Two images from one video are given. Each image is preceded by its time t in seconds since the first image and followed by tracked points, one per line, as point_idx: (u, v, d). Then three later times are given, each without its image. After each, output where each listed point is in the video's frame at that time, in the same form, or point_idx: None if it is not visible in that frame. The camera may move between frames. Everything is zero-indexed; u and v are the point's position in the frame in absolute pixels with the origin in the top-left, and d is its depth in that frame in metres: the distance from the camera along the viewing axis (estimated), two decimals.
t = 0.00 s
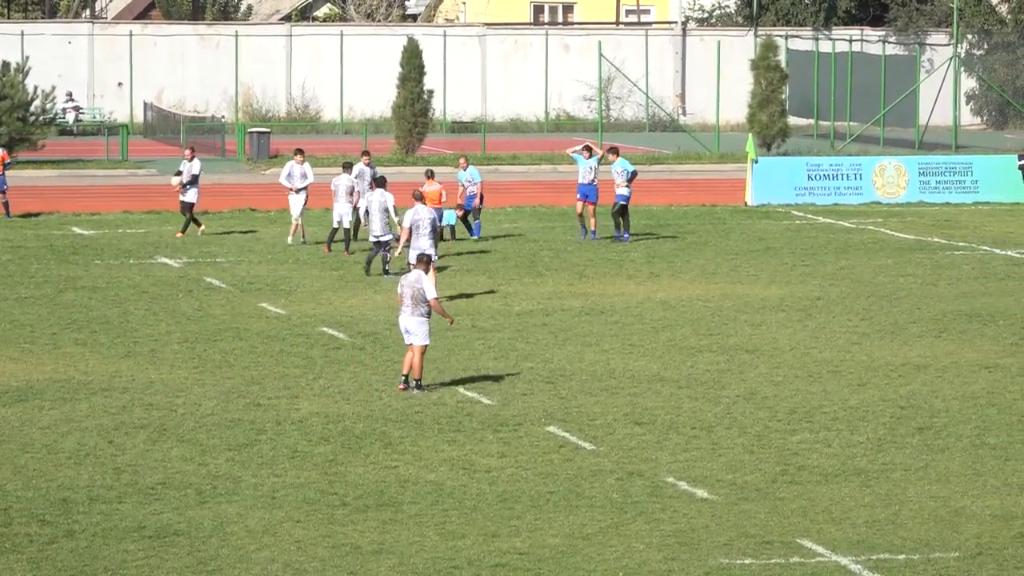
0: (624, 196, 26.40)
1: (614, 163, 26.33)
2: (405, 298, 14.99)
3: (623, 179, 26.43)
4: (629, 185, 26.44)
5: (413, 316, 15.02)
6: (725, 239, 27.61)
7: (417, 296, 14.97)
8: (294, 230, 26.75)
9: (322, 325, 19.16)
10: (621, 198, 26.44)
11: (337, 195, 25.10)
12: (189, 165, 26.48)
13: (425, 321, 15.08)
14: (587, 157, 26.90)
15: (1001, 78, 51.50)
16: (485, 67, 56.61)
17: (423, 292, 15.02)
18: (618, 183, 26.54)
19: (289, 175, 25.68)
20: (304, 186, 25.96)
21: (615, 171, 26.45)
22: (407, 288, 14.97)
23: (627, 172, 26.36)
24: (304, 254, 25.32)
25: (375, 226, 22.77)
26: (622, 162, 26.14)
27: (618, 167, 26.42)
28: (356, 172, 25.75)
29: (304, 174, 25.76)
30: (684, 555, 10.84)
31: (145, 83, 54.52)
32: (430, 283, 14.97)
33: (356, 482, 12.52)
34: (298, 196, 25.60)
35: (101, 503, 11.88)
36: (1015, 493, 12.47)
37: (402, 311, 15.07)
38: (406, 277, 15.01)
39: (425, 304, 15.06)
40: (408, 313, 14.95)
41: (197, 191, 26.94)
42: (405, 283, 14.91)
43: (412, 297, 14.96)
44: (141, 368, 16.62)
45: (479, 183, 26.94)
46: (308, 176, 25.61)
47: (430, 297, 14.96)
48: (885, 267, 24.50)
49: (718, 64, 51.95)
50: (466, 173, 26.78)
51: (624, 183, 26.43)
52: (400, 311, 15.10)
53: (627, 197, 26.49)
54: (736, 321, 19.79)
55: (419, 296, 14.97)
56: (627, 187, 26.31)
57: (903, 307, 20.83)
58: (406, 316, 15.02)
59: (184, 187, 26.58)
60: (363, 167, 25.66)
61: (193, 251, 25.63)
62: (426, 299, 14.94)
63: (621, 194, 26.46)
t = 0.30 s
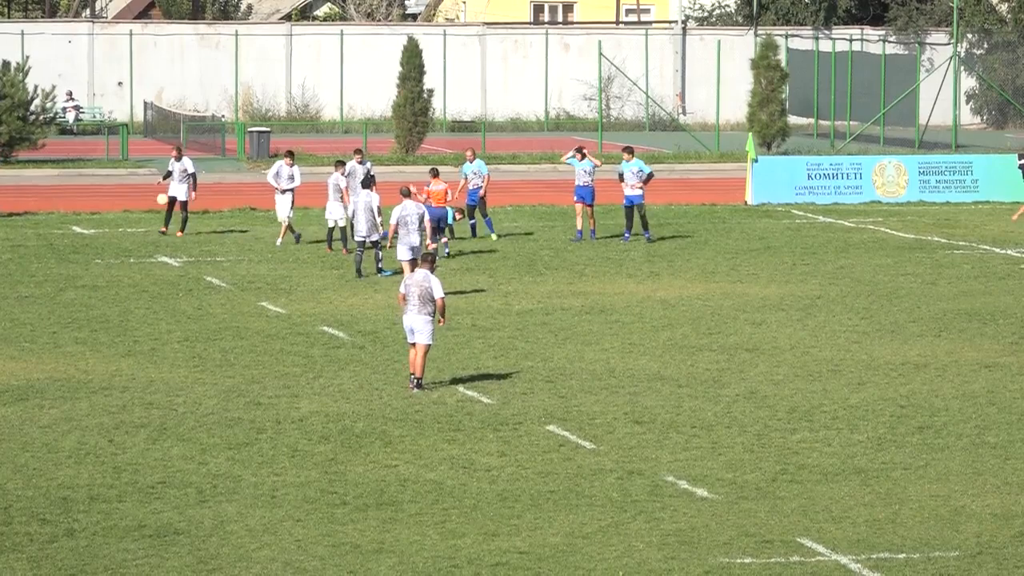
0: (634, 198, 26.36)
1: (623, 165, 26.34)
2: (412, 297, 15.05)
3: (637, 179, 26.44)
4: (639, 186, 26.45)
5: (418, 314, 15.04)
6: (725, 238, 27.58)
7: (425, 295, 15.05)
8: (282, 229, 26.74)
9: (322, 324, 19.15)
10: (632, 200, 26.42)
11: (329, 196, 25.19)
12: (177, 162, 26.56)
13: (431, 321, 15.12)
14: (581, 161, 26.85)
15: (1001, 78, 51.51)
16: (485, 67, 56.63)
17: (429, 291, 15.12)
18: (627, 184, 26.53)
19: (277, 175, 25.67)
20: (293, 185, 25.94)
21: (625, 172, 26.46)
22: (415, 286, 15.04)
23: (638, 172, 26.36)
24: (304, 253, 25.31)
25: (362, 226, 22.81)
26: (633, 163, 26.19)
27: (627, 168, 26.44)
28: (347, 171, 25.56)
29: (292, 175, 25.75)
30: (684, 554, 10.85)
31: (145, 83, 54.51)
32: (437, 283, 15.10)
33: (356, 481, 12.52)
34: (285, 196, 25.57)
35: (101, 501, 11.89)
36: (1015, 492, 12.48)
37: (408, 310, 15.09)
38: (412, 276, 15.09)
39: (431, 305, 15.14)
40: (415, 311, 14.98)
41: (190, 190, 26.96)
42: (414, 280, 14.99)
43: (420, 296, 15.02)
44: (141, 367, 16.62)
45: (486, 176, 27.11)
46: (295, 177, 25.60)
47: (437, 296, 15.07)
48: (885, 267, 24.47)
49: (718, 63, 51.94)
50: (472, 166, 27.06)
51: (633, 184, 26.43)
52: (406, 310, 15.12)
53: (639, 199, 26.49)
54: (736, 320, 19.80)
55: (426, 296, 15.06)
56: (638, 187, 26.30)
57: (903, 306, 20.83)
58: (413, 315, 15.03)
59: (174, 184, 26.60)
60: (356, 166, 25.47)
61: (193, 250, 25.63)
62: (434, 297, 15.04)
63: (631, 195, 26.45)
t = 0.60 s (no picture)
0: (646, 198, 26.29)
1: (634, 165, 26.30)
2: (413, 296, 15.07)
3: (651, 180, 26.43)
4: (651, 187, 26.39)
5: (421, 313, 15.08)
6: (724, 237, 27.57)
7: (427, 293, 15.08)
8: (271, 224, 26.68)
9: (322, 324, 19.15)
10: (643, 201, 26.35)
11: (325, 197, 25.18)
12: (166, 161, 26.55)
13: (434, 318, 15.15)
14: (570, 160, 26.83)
15: (1001, 77, 51.54)
16: (484, 66, 56.63)
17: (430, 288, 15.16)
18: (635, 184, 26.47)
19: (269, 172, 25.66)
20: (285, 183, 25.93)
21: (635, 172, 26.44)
22: (416, 285, 15.06)
23: (650, 173, 26.35)
24: (305, 252, 25.32)
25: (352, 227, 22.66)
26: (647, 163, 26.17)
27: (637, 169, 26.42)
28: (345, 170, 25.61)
29: (284, 172, 25.75)
30: (685, 553, 10.84)
31: (145, 81, 54.49)
32: (437, 280, 15.14)
33: (355, 480, 12.51)
34: (276, 193, 25.55)
35: (101, 500, 11.88)
36: (1015, 491, 12.47)
37: (410, 309, 15.11)
38: (412, 275, 15.10)
39: (433, 302, 15.18)
40: (418, 310, 15.02)
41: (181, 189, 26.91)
42: (414, 279, 15.02)
43: (422, 294, 15.05)
44: (141, 366, 16.62)
45: (495, 176, 27.09)
46: (287, 176, 25.61)
47: (439, 293, 15.10)
48: (885, 266, 24.45)
49: (718, 62, 51.92)
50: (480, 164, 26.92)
51: (644, 185, 26.37)
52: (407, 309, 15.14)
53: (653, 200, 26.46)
54: (736, 319, 19.79)
55: (428, 293, 15.09)
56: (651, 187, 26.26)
57: (903, 305, 20.83)
58: (416, 314, 15.06)
59: (164, 183, 26.56)
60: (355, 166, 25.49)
61: (193, 249, 25.63)
62: (436, 294, 15.08)
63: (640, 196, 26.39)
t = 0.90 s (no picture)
0: (658, 198, 26.33)
1: (647, 166, 26.27)
2: (414, 291, 15.20)
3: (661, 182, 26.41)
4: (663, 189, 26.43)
5: (423, 308, 15.23)
6: (727, 237, 27.54)
7: (427, 287, 15.22)
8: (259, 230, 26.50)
9: (322, 323, 19.14)
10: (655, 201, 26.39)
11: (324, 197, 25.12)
12: (153, 162, 26.49)
13: (435, 311, 15.31)
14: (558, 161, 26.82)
15: (1001, 76, 51.55)
16: (484, 65, 56.64)
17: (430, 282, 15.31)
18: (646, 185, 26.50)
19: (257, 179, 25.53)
20: (274, 186, 25.85)
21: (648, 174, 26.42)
22: (415, 280, 15.19)
23: (662, 175, 26.36)
24: (305, 252, 25.31)
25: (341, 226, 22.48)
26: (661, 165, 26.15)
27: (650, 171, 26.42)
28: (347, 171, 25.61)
29: (272, 174, 25.69)
30: (685, 552, 10.84)
31: (145, 81, 54.48)
32: (436, 273, 15.30)
33: (356, 480, 12.51)
34: (268, 195, 25.44)
35: (101, 500, 11.88)
36: (1015, 491, 12.46)
37: (411, 305, 15.25)
38: (410, 270, 15.22)
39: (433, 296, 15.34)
40: (421, 305, 15.17)
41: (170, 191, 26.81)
42: (415, 274, 15.15)
43: (422, 289, 15.18)
44: (141, 366, 16.61)
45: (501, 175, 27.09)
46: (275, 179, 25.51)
47: (440, 287, 15.26)
48: (885, 265, 24.43)
49: (717, 62, 51.92)
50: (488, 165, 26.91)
51: (656, 186, 26.37)
52: (408, 305, 15.27)
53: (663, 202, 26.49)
54: (736, 319, 19.78)
55: (430, 288, 15.23)
56: (662, 188, 26.27)
57: (904, 304, 20.82)
58: (417, 309, 15.21)
59: (153, 184, 26.43)
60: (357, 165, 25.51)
61: (194, 248, 25.60)
62: (436, 288, 15.23)
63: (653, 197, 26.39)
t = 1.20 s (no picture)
0: (672, 200, 26.18)
1: (660, 167, 26.03)
2: (417, 292, 15.20)
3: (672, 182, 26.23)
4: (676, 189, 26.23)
5: (425, 308, 15.25)
6: (726, 237, 27.54)
7: (430, 289, 15.23)
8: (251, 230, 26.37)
9: (322, 324, 19.13)
10: (668, 202, 26.23)
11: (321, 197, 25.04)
12: (143, 165, 26.43)
13: (436, 312, 15.34)
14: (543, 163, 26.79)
15: (1001, 76, 51.56)
16: (484, 65, 56.65)
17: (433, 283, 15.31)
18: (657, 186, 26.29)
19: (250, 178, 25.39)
20: (265, 185, 25.70)
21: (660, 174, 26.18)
22: (419, 281, 15.19)
23: (675, 175, 26.15)
24: (305, 252, 25.30)
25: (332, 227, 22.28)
26: (673, 165, 25.95)
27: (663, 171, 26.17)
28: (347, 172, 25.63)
29: (263, 173, 25.55)
30: (684, 553, 10.84)
31: (145, 81, 54.49)
32: (440, 274, 15.30)
33: (356, 480, 12.52)
34: (259, 194, 25.29)
35: (101, 500, 11.88)
36: (1015, 491, 12.46)
37: (414, 305, 15.25)
38: (414, 271, 15.21)
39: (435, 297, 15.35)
40: (423, 306, 15.18)
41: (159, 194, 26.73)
42: (419, 275, 15.16)
43: (426, 290, 15.19)
44: (141, 366, 16.61)
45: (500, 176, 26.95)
46: (267, 179, 25.38)
47: (443, 289, 15.27)
48: (884, 265, 24.44)
49: (717, 63, 51.92)
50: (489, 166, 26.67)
51: (669, 187, 26.19)
52: (411, 305, 15.27)
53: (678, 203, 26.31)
54: (736, 319, 19.78)
55: (433, 290, 15.24)
56: (675, 189, 26.09)
57: (903, 305, 20.82)
58: (420, 309, 15.23)
59: (142, 186, 26.37)
60: (357, 166, 25.55)
61: (193, 249, 25.59)
62: (438, 290, 15.23)
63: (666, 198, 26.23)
